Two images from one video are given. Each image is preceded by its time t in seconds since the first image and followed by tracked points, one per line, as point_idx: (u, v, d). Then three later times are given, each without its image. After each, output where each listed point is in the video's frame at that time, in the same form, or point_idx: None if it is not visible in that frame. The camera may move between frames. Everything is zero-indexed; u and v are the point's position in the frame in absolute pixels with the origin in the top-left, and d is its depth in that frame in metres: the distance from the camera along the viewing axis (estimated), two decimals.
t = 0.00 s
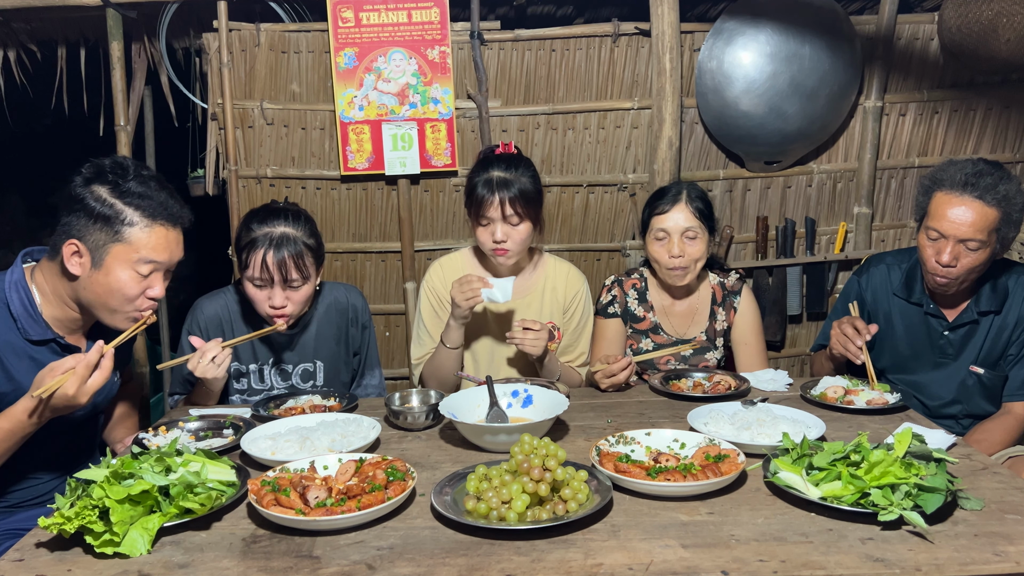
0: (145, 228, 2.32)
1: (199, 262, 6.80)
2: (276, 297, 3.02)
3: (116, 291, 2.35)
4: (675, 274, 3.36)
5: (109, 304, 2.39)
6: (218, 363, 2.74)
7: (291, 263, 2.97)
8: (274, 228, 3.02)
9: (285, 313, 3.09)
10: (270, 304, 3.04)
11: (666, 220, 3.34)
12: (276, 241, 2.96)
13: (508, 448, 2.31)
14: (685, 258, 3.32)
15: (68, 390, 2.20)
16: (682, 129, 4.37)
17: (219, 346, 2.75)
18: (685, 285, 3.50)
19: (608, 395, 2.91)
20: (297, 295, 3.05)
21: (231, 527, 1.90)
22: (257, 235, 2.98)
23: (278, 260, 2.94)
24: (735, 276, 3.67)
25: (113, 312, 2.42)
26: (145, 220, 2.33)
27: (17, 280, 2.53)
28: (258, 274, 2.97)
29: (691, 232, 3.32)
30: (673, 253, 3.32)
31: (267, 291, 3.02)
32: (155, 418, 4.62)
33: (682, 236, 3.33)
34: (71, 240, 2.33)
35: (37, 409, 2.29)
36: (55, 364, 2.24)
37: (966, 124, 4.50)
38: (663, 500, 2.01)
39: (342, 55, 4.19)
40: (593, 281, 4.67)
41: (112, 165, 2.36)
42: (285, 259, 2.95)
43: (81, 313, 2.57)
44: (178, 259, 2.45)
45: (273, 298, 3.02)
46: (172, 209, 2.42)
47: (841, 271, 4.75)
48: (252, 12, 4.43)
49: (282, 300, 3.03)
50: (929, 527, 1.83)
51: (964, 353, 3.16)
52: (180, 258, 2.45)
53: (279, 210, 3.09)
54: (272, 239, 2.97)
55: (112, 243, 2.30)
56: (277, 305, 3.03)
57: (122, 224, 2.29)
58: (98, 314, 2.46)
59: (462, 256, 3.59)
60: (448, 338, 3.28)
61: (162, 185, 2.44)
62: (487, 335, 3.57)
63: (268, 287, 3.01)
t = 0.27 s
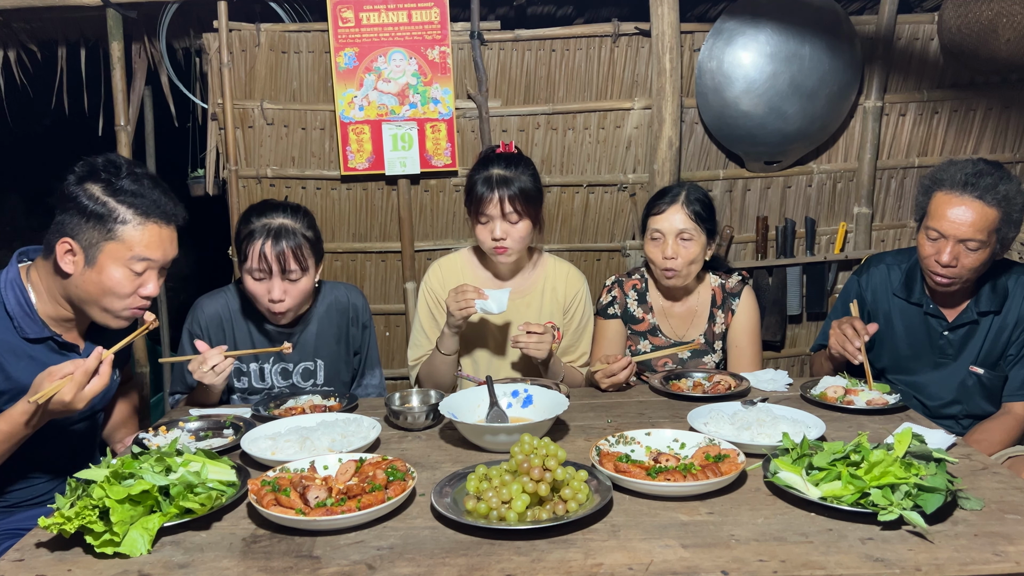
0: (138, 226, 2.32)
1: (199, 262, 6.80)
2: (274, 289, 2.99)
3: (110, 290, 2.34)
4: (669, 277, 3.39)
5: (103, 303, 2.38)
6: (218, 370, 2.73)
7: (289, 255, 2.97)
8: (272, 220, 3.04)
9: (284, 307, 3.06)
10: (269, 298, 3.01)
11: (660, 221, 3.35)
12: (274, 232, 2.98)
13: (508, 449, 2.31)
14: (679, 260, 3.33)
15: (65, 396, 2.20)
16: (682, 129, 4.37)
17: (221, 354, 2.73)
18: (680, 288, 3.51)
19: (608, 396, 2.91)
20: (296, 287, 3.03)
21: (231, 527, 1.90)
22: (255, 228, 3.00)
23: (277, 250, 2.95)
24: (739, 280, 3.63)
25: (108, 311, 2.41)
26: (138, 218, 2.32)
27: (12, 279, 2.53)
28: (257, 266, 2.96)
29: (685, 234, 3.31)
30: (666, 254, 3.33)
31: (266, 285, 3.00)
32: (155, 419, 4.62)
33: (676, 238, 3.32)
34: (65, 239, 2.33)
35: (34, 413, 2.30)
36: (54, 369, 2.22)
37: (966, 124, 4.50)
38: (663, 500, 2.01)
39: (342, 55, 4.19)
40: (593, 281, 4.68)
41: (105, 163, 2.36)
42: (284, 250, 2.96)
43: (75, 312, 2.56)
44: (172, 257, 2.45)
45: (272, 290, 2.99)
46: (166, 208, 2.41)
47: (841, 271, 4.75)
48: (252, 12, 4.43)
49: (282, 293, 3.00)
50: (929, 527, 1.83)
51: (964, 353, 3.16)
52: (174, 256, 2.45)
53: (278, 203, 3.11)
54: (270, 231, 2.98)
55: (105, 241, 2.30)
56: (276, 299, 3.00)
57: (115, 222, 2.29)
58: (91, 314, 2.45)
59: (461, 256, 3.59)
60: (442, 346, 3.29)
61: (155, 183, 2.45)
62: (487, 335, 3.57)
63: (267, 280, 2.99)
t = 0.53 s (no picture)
0: (128, 222, 2.32)
1: (199, 262, 6.80)
2: (273, 278, 2.99)
3: (99, 285, 2.34)
4: (673, 277, 3.38)
5: (93, 299, 2.38)
6: (220, 371, 2.72)
7: (288, 243, 2.99)
8: (272, 209, 3.06)
9: (282, 297, 3.05)
10: (267, 287, 3.00)
11: (667, 223, 3.34)
12: (274, 222, 3.01)
13: (509, 449, 2.31)
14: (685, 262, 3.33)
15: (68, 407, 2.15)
16: (682, 129, 4.37)
17: (223, 355, 2.73)
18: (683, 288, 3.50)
19: (608, 396, 2.91)
20: (295, 277, 3.02)
21: (231, 527, 1.90)
22: (254, 217, 3.02)
23: (276, 239, 2.97)
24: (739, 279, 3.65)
25: (99, 307, 2.41)
26: (127, 214, 2.33)
27: (4, 277, 2.53)
28: (256, 255, 2.97)
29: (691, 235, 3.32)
30: (672, 256, 3.33)
31: (264, 274, 3.00)
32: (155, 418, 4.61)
33: (682, 240, 3.32)
34: (54, 235, 2.34)
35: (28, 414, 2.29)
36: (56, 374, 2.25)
37: (966, 124, 4.50)
38: (663, 500, 2.01)
39: (342, 55, 4.19)
40: (593, 281, 4.68)
41: (95, 158, 2.37)
42: (283, 238, 2.98)
43: (68, 308, 2.57)
44: (163, 254, 2.45)
45: (270, 279, 2.99)
46: (155, 204, 2.41)
47: (841, 271, 4.75)
48: (252, 12, 4.43)
49: (280, 282, 3.00)
50: (929, 527, 1.83)
51: (964, 353, 3.16)
52: (165, 253, 2.45)
53: (276, 195, 3.14)
54: (268, 219, 3.01)
55: (94, 237, 2.30)
56: (275, 287, 2.99)
57: (104, 218, 2.30)
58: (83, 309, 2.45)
59: (461, 256, 3.58)
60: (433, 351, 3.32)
61: (145, 179, 2.45)
62: (487, 336, 3.56)
63: (266, 269, 3.00)
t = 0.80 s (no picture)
0: (111, 214, 2.33)
1: (199, 262, 6.81)
2: (275, 264, 3.03)
3: (84, 278, 2.34)
4: (676, 278, 3.38)
5: (78, 292, 2.39)
6: (215, 377, 2.71)
7: (292, 230, 3.03)
8: (272, 196, 3.08)
9: (284, 284, 3.09)
10: (269, 274, 3.04)
11: (666, 224, 3.34)
12: (275, 208, 3.03)
13: (509, 448, 2.31)
14: (687, 262, 3.33)
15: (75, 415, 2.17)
16: (682, 129, 4.37)
17: (223, 363, 2.73)
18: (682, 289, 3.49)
19: (608, 396, 2.91)
20: (296, 263, 3.06)
21: (231, 528, 1.90)
22: (254, 205, 3.04)
23: (280, 225, 3.00)
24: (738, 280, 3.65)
25: (84, 300, 2.41)
26: (110, 206, 2.33)
27: None
28: (258, 241, 3.01)
29: (693, 236, 3.32)
30: (674, 257, 3.32)
31: (267, 260, 3.03)
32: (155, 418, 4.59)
33: (683, 241, 3.33)
34: (38, 229, 2.34)
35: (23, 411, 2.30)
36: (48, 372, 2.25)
37: (966, 124, 4.50)
38: (663, 499, 2.01)
39: (342, 55, 4.19)
40: (594, 281, 4.68)
41: (76, 152, 2.38)
42: (287, 225, 3.02)
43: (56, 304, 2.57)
44: (148, 246, 2.45)
45: (272, 265, 3.03)
46: (138, 195, 2.42)
47: (841, 271, 4.75)
48: (252, 12, 4.43)
49: (282, 268, 3.04)
50: (929, 527, 1.83)
51: (964, 353, 3.16)
52: (150, 245, 2.45)
53: (273, 182, 3.16)
54: (270, 206, 3.03)
55: (77, 230, 2.31)
56: (277, 273, 3.03)
57: (87, 210, 2.30)
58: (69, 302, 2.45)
59: (461, 257, 3.58)
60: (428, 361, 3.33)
61: (127, 171, 2.46)
62: (488, 337, 3.55)
63: (268, 256, 3.03)
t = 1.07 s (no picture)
0: (93, 204, 2.36)
1: (199, 262, 6.80)
2: (276, 253, 3.08)
3: (70, 270, 2.37)
4: (678, 276, 3.37)
5: (64, 285, 2.41)
6: (212, 382, 2.71)
7: (292, 218, 3.10)
8: (268, 186, 3.12)
9: (283, 273, 3.13)
10: (270, 262, 3.08)
11: (671, 221, 3.34)
12: (275, 197, 3.08)
13: (509, 448, 2.31)
14: (689, 260, 3.33)
15: (69, 410, 2.18)
16: (682, 129, 4.37)
17: (221, 369, 2.73)
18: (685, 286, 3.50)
19: (608, 396, 2.91)
20: (295, 251, 3.12)
21: (231, 528, 1.90)
22: (251, 195, 3.07)
23: (281, 213, 3.06)
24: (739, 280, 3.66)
25: (70, 294, 2.43)
26: (92, 196, 2.36)
27: None
28: (258, 230, 3.06)
29: (696, 234, 3.31)
30: (677, 254, 3.33)
31: (267, 249, 3.08)
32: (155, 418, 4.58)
33: (687, 238, 3.32)
34: (21, 223, 2.37)
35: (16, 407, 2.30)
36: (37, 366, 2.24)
37: (966, 124, 4.50)
38: (663, 500, 2.01)
39: (342, 55, 4.19)
40: (593, 281, 4.67)
41: (55, 144, 2.40)
42: (287, 213, 3.08)
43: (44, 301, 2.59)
44: (132, 236, 2.48)
45: (273, 254, 3.08)
46: (119, 184, 2.45)
47: (841, 271, 4.74)
48: (252, 12, 4.42)
49: (283, 256, 3.09)
50: (928, 527, 1.83)
51: (964, 353, 3.16)
52: (134, 235, 2.48)
53: (266, 173, 3.20)
54: (269, 195, 3.07)
55: (60, 221, 2.33)
56: (278, 261, 3.08)
57: (69, 201, 2.33)
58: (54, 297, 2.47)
59: (461, 258, 3.58)
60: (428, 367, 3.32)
61: (108, 162, 2.48)
62: (488, 338, 3.55)
63: (268, 244, 3.08)
